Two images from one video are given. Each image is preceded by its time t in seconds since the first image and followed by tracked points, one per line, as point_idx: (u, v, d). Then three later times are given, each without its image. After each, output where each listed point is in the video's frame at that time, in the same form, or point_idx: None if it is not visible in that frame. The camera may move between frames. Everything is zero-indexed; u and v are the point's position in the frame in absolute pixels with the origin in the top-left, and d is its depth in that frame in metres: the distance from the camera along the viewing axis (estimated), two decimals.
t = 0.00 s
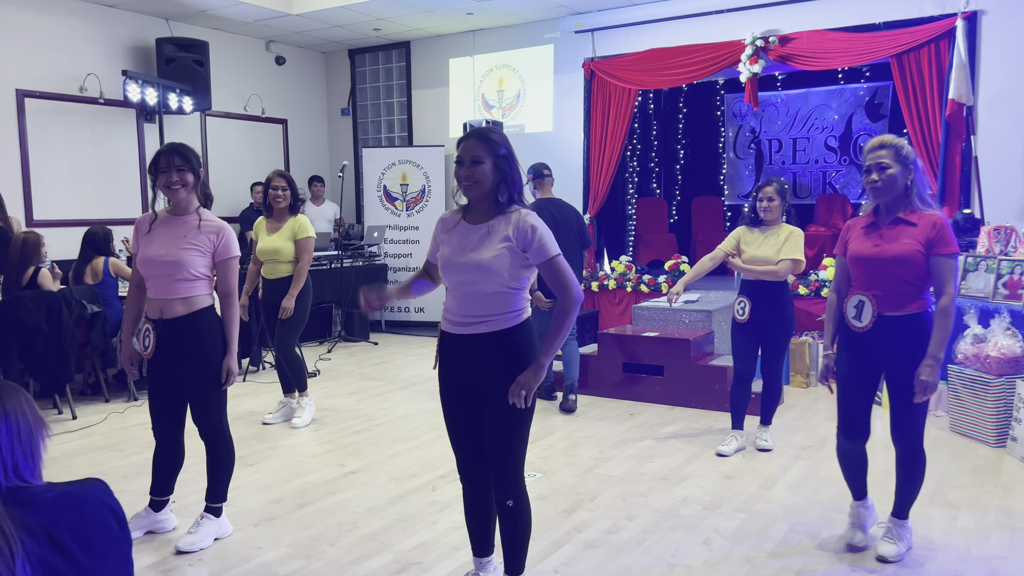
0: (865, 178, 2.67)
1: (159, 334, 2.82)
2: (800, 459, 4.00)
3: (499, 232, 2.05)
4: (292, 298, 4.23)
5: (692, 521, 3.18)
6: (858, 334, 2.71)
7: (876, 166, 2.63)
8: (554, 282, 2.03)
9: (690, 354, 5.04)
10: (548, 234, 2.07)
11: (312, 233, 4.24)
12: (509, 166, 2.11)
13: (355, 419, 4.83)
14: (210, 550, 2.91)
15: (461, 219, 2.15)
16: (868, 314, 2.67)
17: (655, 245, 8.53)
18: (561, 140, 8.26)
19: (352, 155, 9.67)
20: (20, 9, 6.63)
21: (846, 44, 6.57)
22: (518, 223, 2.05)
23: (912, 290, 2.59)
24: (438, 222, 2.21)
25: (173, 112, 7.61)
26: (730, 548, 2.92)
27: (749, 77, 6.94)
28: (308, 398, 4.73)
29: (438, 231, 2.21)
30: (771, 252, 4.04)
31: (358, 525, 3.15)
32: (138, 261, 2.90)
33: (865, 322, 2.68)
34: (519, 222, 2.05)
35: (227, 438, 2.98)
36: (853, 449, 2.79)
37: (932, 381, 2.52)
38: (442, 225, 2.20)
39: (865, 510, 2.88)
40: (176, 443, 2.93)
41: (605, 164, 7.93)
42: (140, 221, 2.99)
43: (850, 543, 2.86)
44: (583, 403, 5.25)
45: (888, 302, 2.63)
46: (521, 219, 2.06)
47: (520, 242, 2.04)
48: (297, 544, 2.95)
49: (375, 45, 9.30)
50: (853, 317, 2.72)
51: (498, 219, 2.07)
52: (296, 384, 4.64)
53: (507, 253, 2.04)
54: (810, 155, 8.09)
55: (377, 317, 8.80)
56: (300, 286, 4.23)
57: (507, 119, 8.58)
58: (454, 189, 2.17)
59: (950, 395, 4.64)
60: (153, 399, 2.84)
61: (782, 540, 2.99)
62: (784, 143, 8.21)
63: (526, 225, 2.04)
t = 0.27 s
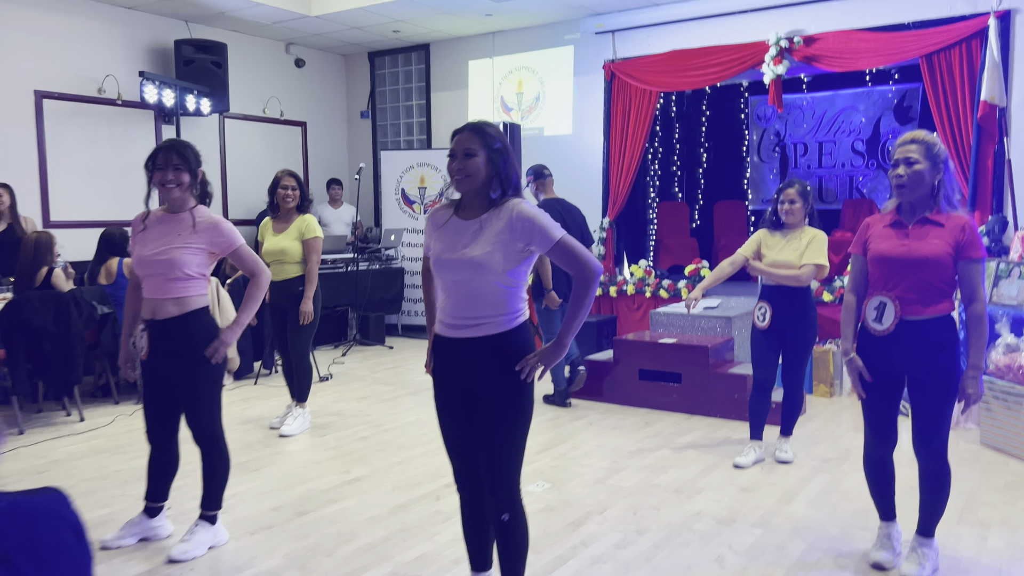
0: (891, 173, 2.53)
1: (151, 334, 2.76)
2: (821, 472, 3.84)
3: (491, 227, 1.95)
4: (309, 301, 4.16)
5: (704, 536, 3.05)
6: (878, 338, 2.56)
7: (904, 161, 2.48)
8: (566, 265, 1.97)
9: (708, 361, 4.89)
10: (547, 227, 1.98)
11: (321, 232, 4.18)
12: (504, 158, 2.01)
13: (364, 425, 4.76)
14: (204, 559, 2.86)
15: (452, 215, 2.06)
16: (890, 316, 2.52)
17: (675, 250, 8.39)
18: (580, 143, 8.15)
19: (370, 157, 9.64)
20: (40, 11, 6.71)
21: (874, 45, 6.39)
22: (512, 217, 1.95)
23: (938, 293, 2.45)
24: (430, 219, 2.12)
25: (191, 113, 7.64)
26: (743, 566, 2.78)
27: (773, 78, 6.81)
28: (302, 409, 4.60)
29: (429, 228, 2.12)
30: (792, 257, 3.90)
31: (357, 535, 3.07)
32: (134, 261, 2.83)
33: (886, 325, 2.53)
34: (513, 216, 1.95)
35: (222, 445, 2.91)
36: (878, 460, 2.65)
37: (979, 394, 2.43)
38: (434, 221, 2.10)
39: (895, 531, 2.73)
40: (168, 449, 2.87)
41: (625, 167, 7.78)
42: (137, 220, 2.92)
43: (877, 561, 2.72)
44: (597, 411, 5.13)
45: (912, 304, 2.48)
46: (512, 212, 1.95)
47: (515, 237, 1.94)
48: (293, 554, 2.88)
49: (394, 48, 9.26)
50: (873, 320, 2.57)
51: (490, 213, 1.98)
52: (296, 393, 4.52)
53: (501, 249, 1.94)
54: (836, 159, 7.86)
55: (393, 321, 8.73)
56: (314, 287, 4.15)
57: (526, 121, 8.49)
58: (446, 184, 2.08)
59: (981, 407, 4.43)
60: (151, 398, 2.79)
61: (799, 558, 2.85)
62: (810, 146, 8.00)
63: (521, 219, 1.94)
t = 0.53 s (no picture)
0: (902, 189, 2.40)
1: (145, 352, 2.70)
2: (836, 499, 3.68)
3: (480, 244, 1.86)
4: (316, 320, 4.11)
5: (711, 567, 2.91)
6: (891, 360, 2.43)
7: (916, 178, 2.36)
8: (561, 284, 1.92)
9: (721, 381, 4.75)
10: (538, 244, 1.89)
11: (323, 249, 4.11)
12: (494, 175, 1.92)
13: (367, 443, 4.67)
14: None
15: (440, 233, 1.97)
16: (902, 338, 2.39)
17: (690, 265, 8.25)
18: (594, 156, 8.06)
19: (383, 170, 9.61)
20: (54, 25, 6.80)
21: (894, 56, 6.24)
22: (501, 235, 1.86)
23: (951, 314, 2.32)
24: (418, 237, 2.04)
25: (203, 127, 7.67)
26: None
27: (790, 90, 6.69)
28: (305, 427, 4.53)
29: (418, 247, 2.02)
30: (808, 274, 3.75)
31: (351, 561, 2.97)
32: (127, 277, 2.76)
33: (898, 348, 2.40)
34: (504, 233, 1.86)
35: (215, 467, 2.83)
36: (894, 488, 2.50)
37: (991, 419, 2.29)
38: (422, 239, 2.02)
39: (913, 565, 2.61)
40: (153, 470, 2.80)
41: (639, 180, 7.66)
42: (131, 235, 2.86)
43: None
44: (607, 430, 5.00)
45: (924, 326, 2.36)
46: (501, 229, 1.87)
47: (504, 256, 1.85)
48: None
49: (408, 61, 9.25)
50: (885, 342, 2.44)
51: (478, 231, 1.88)
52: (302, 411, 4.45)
53: (489, 268, 1.84)
54: (856, 173, 7.70)
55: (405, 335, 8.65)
56: (319, 306, 4.10)
57: (539, 134, 8.42)
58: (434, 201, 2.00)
59: (1006, 430, 4.24)
60: (138, 415, 2.70)
61: None
62: (829, 160, 7.85)
63: (510, 237, 1.85)
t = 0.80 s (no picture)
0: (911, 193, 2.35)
1: (149, 360, 2.64)
2: (846, 506, 3.61)
3: (479, 246, 1.81)
4: (305, 322, 4.04)
5: None
6: (906, 366, 2.36)
7: (923, 181, 2.31)
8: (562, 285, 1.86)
9: (728, 386, 4.68)
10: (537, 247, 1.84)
11: (315, 250, 4.04)
12: (497, 179, 1.89)
13: (371, 448, 4.63)
14: None
15: (437, 235, 1.91)
16: (918, 344, 2.32)
17: (698, 268, 8.31)
18: (600, 158, 8.00)
19: (389, 173, 9.58)
20: (59, 28, 6.81)
21: (904, 56, 6.16)
22: (500, 237, 1.81)
23: (968, 318, 2.25)
24: (415, 239, 1.98)
25: (209, 129, 7.68)
26: None
27: (798, 91, 6.62)
28: (307, 432, 4.50)
29: (415, 248, 1.97)
30: (817, 277, 3.68)
31: (351, 570, 2.93)
32: (127, 279, 2.73)
33: (914, 354, 2.33)
34: (504, 236, 1.81)
35: (217, 473, 2.79)
36: (907, 497, 2.42)
37: (992, 418, 2.18)
38: (419, 241, 1.96)
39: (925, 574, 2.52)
40: (151, 477, 2.74)
41: (646, 182, 7.60)
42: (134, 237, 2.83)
43: None
44: (613, 435, 4.94)
45: (941, 330, 2.28)
46: (500, 232, 1.82)
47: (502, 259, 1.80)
48: None
49: (413, 63, 9.22)
50: (901, 348, 2.37)
51: (478, 233, 1.84)
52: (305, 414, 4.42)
53: (486, 271, 1.80)
54: (866, 174, 7.62)
55: (410, 338, 8.61)
56: (310, 308, 4.02)
57: (545, 136, 8.37)
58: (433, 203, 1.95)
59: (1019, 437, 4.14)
60: (138, 423, 2.66)
61: None
62: (838, 162, 7.76)
63: (509, 241, 1.81)
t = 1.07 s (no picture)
0: (918, 193, 2.34)
1: (137, 362, 2.61)
2: (841, 508, 3.60)
3: (471, 248, 1.79)
4: (276, 324, 3.94)
5: None
6: (911, 367, 2.35)
7: (932, 180, 2.30)
8: (554, 289, 1.85)
9: (724, 387, 4.66)
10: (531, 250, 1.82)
11: (289, 251, 3.93)
12: (490, 181, 1.86)
13: (364, 450, 4.60)
14: None
15: (429, 236, 1.89)
16: (924, 344, 2.30)
17: (694, 267, 8.17)
18: (595, 158, 7.98)
19: (383, 173, 9.55)
20: (50, 26, 6.76)
21: (898, 55, 6.14)
22: (493, 239, 1.79)
23: (972, 316, 2.23)
24: (406, 240, 1.95)
25: (201, 129, 7.63)
26: None
27: (793, 91, 6.62)
28: (299, 433, 4.45)
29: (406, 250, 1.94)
30: (810, 277, 3.66)
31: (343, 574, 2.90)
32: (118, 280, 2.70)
33: (920, 355, 2.32)
34: (496, 238, 1.79)
35: (207, 476, 2.76)
36: (908, 499, 2.41)
37: (1010, 423, 2.16)
38: (410, 242, 1.93)
39: None
40: (145, 482, 2.71)
41: (641, 182, 7.58)
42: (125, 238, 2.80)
43: None
44: (608, 437, 4.92)
45: (946, 330, 2.27)
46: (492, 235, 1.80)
47: (495, 261, 1.78)
48: None
49: (407, 62, 9.19)
50: (906, 349, 2.36)
51: (470, 235, 1.81)
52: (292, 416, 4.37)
53: (478, 272, 1.77)
54: (860, 173, 7.63)
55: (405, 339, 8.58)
56: (281, 310, 3.91)
57: (540, 136, 8.35)
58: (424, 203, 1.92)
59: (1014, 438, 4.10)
60: (129, 429, 2.63)
61: None
62: (832, 161, 7.79)
63: (502, 243, 1.78)
